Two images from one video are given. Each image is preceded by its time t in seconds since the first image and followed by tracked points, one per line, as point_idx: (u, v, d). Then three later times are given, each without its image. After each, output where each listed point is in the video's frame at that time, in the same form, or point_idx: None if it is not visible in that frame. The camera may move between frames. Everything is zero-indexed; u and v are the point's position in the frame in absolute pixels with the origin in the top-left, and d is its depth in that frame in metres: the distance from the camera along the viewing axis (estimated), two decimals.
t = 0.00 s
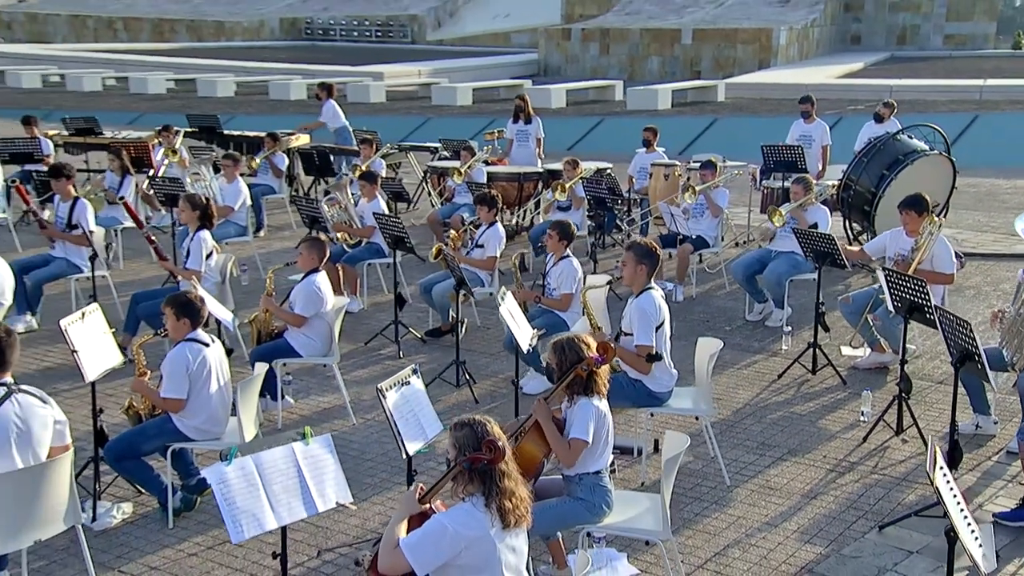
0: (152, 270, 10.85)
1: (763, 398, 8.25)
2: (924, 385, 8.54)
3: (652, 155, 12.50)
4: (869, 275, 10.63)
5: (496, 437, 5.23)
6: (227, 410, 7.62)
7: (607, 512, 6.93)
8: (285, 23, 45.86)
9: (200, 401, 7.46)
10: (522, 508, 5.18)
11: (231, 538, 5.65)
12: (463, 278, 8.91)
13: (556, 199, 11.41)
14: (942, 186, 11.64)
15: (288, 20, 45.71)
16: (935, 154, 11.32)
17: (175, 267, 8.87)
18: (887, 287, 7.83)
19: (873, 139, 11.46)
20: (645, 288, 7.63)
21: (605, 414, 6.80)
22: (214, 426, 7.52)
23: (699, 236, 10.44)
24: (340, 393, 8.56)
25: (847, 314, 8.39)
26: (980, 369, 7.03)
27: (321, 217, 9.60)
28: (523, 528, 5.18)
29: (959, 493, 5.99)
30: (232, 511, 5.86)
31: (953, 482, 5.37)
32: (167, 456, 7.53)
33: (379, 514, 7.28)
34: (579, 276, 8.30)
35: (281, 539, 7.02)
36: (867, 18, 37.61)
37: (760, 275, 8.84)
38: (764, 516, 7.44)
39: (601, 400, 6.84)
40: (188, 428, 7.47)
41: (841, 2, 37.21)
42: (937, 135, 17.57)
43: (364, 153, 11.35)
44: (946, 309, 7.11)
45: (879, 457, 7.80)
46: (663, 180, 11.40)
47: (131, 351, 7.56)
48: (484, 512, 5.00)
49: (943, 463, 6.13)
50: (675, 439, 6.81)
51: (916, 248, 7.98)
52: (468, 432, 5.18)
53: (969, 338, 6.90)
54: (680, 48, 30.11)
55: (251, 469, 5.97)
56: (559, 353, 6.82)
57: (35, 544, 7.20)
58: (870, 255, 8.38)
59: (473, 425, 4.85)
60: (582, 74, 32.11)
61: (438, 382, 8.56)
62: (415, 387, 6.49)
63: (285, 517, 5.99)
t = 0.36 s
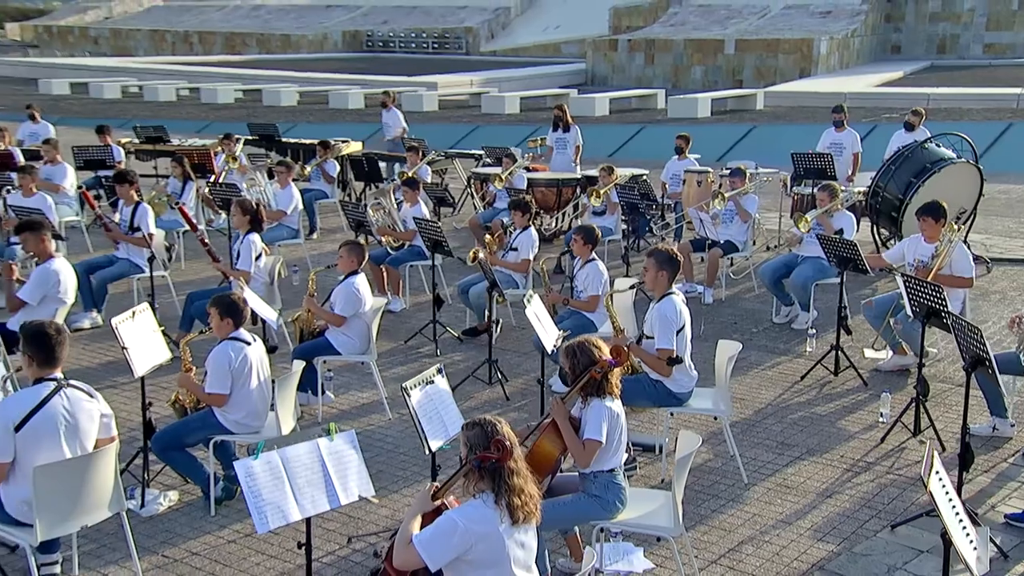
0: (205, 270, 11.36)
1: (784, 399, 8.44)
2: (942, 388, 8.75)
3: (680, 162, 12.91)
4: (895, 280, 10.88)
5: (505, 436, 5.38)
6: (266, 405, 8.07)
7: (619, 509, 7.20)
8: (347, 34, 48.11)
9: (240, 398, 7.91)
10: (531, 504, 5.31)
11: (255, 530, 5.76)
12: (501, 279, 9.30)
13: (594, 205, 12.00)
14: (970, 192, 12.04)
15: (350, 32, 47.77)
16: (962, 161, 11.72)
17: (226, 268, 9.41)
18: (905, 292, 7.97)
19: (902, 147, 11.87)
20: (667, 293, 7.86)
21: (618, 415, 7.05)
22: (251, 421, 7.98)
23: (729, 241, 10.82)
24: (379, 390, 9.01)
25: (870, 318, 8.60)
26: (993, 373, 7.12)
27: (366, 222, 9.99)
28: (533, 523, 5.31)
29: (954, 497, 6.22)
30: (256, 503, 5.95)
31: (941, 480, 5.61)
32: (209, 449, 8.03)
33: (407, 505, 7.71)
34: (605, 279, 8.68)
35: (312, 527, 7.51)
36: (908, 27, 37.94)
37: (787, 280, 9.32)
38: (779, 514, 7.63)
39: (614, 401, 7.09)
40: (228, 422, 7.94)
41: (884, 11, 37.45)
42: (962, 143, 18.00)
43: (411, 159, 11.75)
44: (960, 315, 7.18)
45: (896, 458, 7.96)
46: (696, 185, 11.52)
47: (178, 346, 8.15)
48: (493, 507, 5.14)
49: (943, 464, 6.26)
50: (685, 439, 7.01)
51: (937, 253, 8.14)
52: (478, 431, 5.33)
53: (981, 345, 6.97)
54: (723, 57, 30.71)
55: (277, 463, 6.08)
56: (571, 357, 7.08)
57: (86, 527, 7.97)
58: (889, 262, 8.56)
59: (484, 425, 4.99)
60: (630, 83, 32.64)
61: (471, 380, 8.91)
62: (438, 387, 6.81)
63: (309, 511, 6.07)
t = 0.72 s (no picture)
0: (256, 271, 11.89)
1: (803, 400, 8.65)
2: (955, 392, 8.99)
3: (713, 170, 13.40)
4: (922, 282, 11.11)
5: (513, 435, 5.50)
6: (302, 400, 8.55)
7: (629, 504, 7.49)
8: (403, 47, 51.42)
9: (276, 392, 8.41)
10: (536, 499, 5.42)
11: (281, 517, 5.87)
12: (532, 281, 9.66)
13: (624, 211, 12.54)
14: (993, 196, 12.69)
15: (406, 45, 51.17)
16: (983, 169, 12.38)
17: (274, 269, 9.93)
18: (920, 296, 8.10)
19: (926, 156, 12.51)
20: (685, 297, 8.10)
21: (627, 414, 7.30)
22: (287, 414, 8.48)
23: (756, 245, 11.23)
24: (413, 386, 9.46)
25: (888, 321, 8.81)
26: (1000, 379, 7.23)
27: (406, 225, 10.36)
28: (539, 519, 5.42)
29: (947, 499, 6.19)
30: (280, 493, 6.08)
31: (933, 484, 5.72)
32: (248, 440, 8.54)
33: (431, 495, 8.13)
34: (629, 282, 8.99)
35: (339, 514, 8.04)
36: (944, 37, 40.80)
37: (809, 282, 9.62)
38: (791, 511, 7.84)
39: (624, 401, 7.36)
40: (265, 415, 8.45)
41: (916, 23, 39.72)
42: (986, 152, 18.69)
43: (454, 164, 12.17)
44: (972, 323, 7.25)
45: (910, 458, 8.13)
46: (725, 192, 11.78)
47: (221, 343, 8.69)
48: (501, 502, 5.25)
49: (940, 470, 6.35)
50: (694, 438, 7.24)
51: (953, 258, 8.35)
52: (486, 429, 5.44)
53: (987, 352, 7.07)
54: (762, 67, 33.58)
55: (300, 455, 6.22)
56: (584, 358, 7.37)
57: (132, 513, 8.64)
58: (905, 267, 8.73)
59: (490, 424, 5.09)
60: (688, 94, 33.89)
61: (501, 376, 9.27)
62: (457, 385, 7.13)
63: (330, 502, 6.21)
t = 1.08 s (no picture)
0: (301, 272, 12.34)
1: (816, 400, 8.86)
2: (967, 392, 9.17)
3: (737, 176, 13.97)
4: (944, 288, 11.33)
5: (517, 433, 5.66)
6: (332, 396, 8.94)
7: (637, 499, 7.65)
8: (453, 58, 57.41)
9: (308, 387, 8.81)
10: (539, 494, 5.59)
11: (299, 504, 5.98)
12: (560, 283, 9.99)
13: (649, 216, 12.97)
14: (1011, 201, 13.74)
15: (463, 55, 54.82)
16: (1001, 177, 13.43)
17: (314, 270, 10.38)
18: (931, 299, 8.23)
19: (947, 163, 13.53)
20: (699, 301, 8.27)
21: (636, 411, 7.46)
22: (319, 409, 8.88)
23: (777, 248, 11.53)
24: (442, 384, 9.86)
25: (904, 324, 9.01)
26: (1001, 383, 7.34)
27: (441, 228, 10.79)
28: (541, 513, 5.58)
29: (933, 495, 6.25)
30: (299, 486, 6.20)
31: (920, 483, 5.88)
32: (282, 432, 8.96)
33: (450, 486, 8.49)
34: (651, 285, 9.27)
35: (362, 504, 8.48)
36: (977, 46, 44.50)
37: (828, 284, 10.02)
38: (799, 507, 8.02)
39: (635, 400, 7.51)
40: (297, 409, 8.85)
41: (954, 30, 41.31)
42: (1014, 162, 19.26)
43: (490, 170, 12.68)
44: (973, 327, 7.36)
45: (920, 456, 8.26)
46: (748, 198, 12.26)
47: (257, 340, 9.19)
48: (506, 497, 5.41)
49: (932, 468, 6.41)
50: (702, 437, 7.41)
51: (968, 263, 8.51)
52: (492, 426, 5.60)
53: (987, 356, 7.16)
54: (797, 75, 35.39)
55: (319, 450, 6.35)
56: (595, 359, 7.54)
57: (172, 499, 9.11)
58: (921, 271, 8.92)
59: (492, 421, 5.25)
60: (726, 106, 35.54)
61: (524, 374, 9.61)
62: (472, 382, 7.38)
63: (348, 495, 6.31)
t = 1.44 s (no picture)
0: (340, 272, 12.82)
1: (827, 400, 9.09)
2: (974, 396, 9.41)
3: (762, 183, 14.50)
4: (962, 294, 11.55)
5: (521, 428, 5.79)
6: (359, 391, 9.31)
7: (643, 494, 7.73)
8: (497, 70, 60.89)
9: (336, 383, 9.17)
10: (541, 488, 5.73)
11: (318, 493, 6.14)
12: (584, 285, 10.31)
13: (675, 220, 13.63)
14: None
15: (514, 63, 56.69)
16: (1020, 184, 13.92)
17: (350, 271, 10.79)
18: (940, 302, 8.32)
19: (965, 169, 14.09)
20: (710, 303, 8.42)
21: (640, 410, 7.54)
22: (346, 403, 9.26)
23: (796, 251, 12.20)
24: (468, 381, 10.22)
25: (916, 327, 9.29)
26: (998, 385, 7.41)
27: (473, 232, 11.18)
28: (543, 505, 5.75)
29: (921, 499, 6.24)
30: (316, 477, 6.36)
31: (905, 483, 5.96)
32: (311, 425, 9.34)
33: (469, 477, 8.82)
34: (670, 288, 9.53)
35: (383, 493, 8.87)
36: (1008, 55, 45.86)
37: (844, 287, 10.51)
38: (805, 502, 8.19)
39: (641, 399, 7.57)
40: (325, 403, 9.23)
41: (978, 42, 43.53)
42: None
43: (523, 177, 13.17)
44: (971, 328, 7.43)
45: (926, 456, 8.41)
46: (771, 204, 12.84)
47: (290, 336, 9.61)
48: (506, 491, 5.57)
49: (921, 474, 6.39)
50: (705, 436, 7.50)
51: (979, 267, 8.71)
52: (496, 421, 5.75)
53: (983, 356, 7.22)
54: (828, 84, 38.11)
55: (337, 442, 6.52)
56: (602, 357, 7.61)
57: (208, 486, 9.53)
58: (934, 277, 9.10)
59: (494, 418, 5.40)
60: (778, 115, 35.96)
61: (546, 372, 9.93)
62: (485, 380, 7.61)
63: (364, 487, 6.48)
